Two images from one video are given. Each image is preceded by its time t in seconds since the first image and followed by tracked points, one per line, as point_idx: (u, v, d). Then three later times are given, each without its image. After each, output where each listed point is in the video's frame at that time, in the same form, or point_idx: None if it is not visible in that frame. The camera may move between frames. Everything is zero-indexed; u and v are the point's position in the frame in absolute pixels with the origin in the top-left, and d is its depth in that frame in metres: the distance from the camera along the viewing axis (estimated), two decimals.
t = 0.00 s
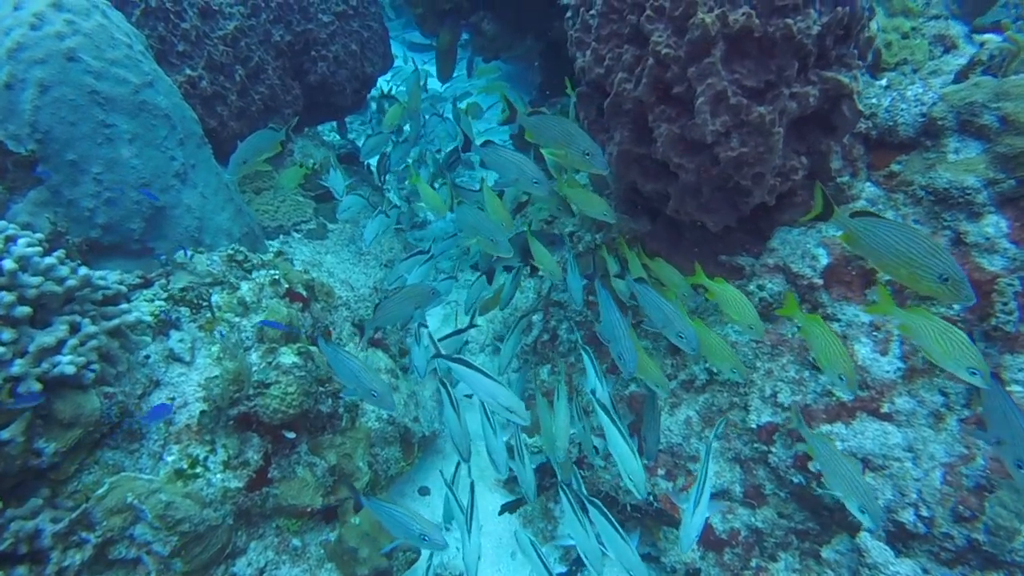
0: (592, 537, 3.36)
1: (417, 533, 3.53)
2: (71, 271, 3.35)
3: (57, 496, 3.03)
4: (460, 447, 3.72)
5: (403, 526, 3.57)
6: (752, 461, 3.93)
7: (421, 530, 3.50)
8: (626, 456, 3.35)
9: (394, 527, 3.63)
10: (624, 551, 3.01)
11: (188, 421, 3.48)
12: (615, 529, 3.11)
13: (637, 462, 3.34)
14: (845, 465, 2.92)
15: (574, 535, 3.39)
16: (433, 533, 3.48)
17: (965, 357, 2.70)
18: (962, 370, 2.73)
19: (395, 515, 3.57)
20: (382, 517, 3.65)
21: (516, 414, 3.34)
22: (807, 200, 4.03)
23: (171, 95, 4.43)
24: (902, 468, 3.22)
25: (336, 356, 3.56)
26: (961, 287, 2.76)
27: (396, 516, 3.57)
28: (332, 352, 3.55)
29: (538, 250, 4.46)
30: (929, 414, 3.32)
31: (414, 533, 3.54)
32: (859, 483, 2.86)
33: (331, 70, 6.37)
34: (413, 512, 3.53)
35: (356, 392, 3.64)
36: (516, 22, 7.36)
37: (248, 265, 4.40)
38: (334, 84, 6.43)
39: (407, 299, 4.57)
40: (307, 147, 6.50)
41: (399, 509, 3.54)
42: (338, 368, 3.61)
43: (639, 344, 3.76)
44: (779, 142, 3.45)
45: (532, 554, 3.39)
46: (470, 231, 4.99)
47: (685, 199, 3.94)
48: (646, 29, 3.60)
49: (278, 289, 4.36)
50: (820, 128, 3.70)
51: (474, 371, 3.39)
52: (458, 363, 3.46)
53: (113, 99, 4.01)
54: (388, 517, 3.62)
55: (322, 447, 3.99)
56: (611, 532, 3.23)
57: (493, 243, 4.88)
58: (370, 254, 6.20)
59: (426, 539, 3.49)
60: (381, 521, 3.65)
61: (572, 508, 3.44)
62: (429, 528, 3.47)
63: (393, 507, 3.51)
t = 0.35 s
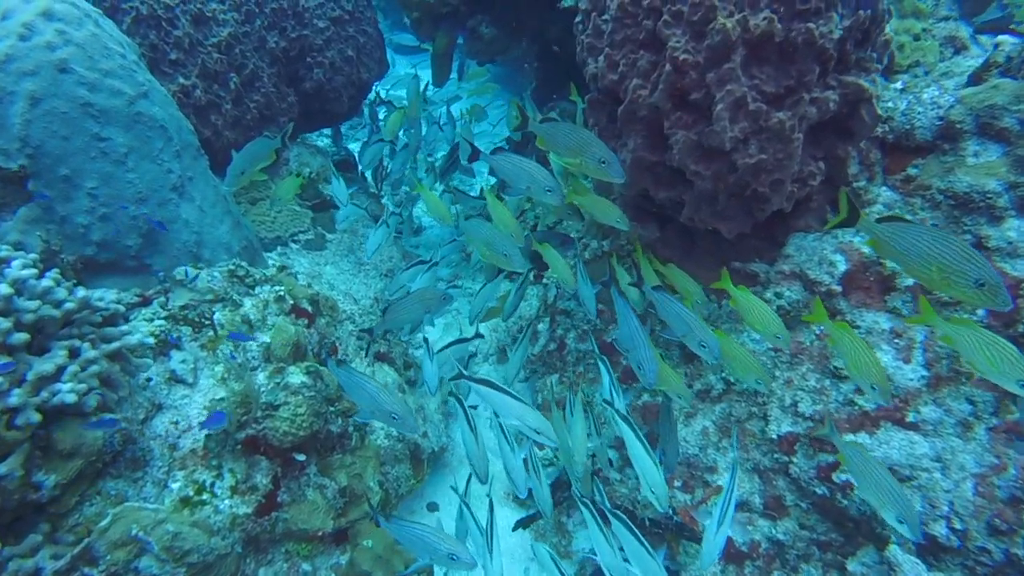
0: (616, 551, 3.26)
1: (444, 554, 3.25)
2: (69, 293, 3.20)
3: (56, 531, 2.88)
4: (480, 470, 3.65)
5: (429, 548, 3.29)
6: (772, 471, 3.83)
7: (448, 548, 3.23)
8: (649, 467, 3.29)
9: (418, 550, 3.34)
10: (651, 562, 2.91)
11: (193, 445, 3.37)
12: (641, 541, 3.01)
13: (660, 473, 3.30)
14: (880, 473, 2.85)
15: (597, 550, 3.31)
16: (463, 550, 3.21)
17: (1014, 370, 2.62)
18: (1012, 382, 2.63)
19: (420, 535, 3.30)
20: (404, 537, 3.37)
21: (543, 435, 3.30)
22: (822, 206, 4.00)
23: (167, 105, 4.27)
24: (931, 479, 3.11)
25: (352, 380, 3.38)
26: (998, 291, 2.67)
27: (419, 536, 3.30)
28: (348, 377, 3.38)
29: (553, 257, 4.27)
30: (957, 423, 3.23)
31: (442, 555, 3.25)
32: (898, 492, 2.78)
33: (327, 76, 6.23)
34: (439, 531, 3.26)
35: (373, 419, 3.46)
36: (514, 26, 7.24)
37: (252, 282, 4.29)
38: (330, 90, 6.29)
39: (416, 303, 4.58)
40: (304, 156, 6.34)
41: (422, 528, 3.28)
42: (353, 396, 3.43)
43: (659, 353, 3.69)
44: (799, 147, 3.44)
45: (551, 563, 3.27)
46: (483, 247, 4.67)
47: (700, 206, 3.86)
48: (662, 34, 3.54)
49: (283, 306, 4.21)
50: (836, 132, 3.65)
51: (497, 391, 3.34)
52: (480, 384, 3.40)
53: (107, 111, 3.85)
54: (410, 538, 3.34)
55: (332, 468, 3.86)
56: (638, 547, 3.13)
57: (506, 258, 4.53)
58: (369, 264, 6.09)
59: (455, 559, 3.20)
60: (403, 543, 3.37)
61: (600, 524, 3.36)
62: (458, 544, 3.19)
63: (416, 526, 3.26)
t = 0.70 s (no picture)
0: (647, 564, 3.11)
1: (476, 570, 2.99)
2: (70, 316, 3.05)
3: (63, 568, 2.72)
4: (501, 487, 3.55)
5: (461, 564, 3.05)
6: (797, 478, 3.78)
7: (481, 564, 2.97)
8: (676, 476, 3.19)
9: (450, 567, 3.09)
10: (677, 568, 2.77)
11: (203, 470, 3.18)
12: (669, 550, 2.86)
13: (687, 481, 3.18)
14: (924, 477, 2.82)
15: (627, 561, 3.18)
16: (497, 564, 2.94)
17: None
18: None
19: (452, 550, 3.06)
20: (433, 554, 3.12)
21: (578, 453, 3.09)
22: (838, 207, 3.96)
23: (163, 115, 4.12)
24: (967, 485, 3.06)
25: (375, 403, 3.32)
26: None
27: (451, 551, 3.06)
28: (371, 399, 3.32)
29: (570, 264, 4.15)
30: (990, 427, 3.17)
31: (474, 571, 3.00)
32: (943, 497, 2.75)
33: (322, 81, 6.09)
34: (470, 545, 3.02)
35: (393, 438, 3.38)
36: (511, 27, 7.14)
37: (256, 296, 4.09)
38: (326, 95, 6.14)
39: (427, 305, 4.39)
40: (300, 163, 6.19)
41: (453, 543, 3.05)
42: (372, 416, 3.35)
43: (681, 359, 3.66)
44: (820, 148, 3.39)
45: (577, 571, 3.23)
46: (496, 260, 4.32)
47: (718, 209, 3.78)
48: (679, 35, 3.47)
49: (291, 321, 4.06)
50: (855, 131, 3.60)
51: (532, 408, 3.14)
52: (511, 402, 3.24)
53: (102, 123, 3.69)
54: (440, 554, 3.09)
55: (346, 488, 3.71)
56: (668, 557, 3.00)
57: (520, 271, 4.16)
58: (370, 273, 5.95)
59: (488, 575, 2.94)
60: (433, 559, 3.12)
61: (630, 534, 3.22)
62: (492, 559, 2.93)
63: (447, 540, 3.04)
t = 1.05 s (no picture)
0: (675, 568, 2.95)
1: None
2: (75, 334, 2.96)
3: None
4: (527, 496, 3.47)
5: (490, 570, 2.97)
6: (819, 477, 3.73)
7: (511, 570, 2.91)
8: (699, 475, 3.08)
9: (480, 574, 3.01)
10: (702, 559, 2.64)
11: (217, 489, 3.09)
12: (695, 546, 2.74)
13: (711, 480, 3.07)
14: (964, 471, 2.80)
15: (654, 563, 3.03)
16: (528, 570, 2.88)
17: None
18: None
19: (483, 557, 2.98)
20: (461, 560, 3.03)
21: (611, 461, 3.02)
22: (854, 202, 3.92)
23: (160, 122, 3.98)
24: (998, 481, 3.01)
25: (396, 415, 3.21)
26: None
27: (481, 557, 2.98)
28: (392, 411, 3.20)
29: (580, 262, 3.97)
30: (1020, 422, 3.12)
31: None
32: (984, 489, 2.73)
33: (318, 83, 5.96)
34: (502, 552, 2.95)
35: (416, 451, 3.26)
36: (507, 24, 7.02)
37: (264, 308, 3.98)
38: (321, 98, 6.01)
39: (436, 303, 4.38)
40: (297, 168, 6.06)
41: (482, 549, 2.97)
42: (394, 427, 3.25)
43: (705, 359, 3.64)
44: (839, 144, 3.33)
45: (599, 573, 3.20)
46: (510, 266, 4.20)
47: (732, 208, 3.70)
48: (695, 31, 3.40)
49: (300, 332, 3.92)
50: (872, 125, 3.55)
51: (565, 418, 3.08)
52: (546, 412, 3.14)
53: (98, 132, 3.55)
54: (468, 560, 3.01)
55: (362, 502, 3.58)
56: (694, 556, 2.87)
57: (532, 278, 4.05)
58: (372, 278, 5.86)
59: None
60: (461, 566, 3.03)
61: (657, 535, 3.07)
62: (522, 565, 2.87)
63: (478, 547, 2.95)
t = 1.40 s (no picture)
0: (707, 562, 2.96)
1: None
2: (83, 352, 2.83)
3: None
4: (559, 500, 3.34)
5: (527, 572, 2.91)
6: (843, 468, 3.72)
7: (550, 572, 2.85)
8: (725, 466, 3.08)
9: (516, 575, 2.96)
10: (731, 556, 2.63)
11: (235, 506, 2.98)
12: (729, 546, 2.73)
13: (738, 472, 3.05)
14: (1007, 453, 2.80)
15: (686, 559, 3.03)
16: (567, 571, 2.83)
17: None
18: None
19: (521, 558, 2.93)
20: (497, 559, 3.00)
21: (651, 460, 2.84)
22: (869, 190, 3.88)
23: (157, 128, 3.83)
24: None
25: (423, 426, 3.17)
26: None
27: (518, 557, 2.93)
28: (420, 421, 3.16)
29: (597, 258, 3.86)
30: None
31: None
32: None
33: (312, 82, 5.81)
34: (540, 552, 2.89)
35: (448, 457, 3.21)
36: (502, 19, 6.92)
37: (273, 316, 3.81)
38: (316, 98, 5.86)
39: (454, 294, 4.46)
40: (293, 171, 5.93)
41: (517, 548, 2.93)
42: (423, 437, 3.21)
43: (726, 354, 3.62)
44: (859, 132, 3.28)
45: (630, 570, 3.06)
46: (526, 268, 4.06)
47: (748, 200, 3.62)
48: (711, 20, 3.34)
49: (313, 340, 3.77)
50: (889, 113, 3.53)
51: (598, 417, 2.94)
52: (578, 412, 3.01)
53: (95, 140, 3.41)
54: (505, 559, 2.97)
55: (385, 513, 3.48)
56: (726, 552, 2.87)
57: (549, 280, 3.90)
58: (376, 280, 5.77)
59: None
60: (498, 565, 2.99)
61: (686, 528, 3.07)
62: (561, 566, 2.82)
63: (516, 548, 2.90)
